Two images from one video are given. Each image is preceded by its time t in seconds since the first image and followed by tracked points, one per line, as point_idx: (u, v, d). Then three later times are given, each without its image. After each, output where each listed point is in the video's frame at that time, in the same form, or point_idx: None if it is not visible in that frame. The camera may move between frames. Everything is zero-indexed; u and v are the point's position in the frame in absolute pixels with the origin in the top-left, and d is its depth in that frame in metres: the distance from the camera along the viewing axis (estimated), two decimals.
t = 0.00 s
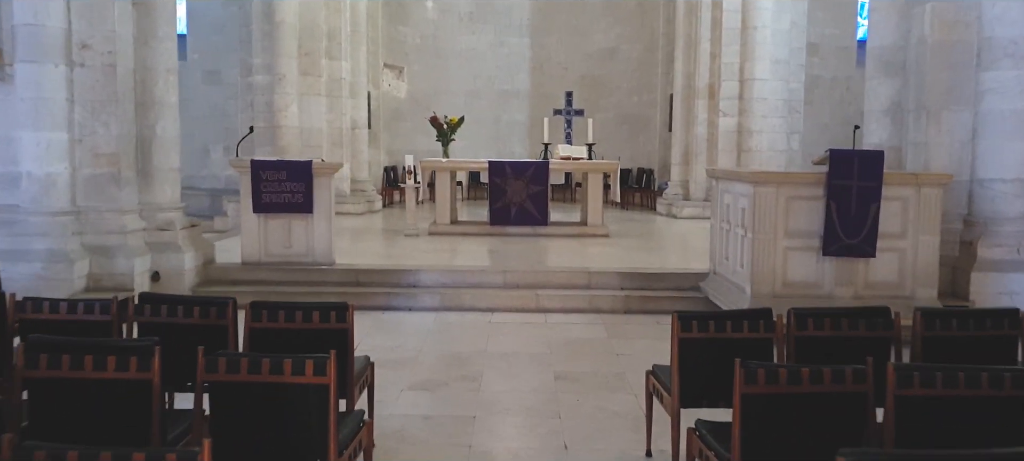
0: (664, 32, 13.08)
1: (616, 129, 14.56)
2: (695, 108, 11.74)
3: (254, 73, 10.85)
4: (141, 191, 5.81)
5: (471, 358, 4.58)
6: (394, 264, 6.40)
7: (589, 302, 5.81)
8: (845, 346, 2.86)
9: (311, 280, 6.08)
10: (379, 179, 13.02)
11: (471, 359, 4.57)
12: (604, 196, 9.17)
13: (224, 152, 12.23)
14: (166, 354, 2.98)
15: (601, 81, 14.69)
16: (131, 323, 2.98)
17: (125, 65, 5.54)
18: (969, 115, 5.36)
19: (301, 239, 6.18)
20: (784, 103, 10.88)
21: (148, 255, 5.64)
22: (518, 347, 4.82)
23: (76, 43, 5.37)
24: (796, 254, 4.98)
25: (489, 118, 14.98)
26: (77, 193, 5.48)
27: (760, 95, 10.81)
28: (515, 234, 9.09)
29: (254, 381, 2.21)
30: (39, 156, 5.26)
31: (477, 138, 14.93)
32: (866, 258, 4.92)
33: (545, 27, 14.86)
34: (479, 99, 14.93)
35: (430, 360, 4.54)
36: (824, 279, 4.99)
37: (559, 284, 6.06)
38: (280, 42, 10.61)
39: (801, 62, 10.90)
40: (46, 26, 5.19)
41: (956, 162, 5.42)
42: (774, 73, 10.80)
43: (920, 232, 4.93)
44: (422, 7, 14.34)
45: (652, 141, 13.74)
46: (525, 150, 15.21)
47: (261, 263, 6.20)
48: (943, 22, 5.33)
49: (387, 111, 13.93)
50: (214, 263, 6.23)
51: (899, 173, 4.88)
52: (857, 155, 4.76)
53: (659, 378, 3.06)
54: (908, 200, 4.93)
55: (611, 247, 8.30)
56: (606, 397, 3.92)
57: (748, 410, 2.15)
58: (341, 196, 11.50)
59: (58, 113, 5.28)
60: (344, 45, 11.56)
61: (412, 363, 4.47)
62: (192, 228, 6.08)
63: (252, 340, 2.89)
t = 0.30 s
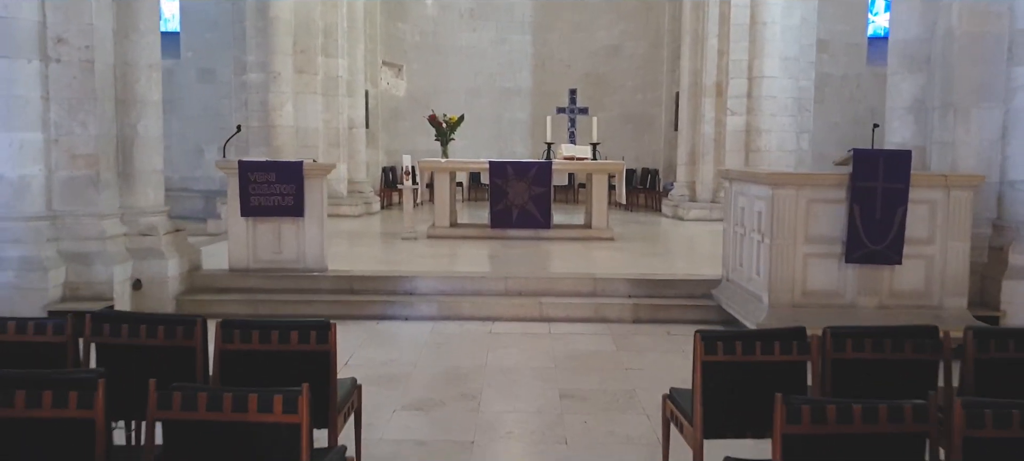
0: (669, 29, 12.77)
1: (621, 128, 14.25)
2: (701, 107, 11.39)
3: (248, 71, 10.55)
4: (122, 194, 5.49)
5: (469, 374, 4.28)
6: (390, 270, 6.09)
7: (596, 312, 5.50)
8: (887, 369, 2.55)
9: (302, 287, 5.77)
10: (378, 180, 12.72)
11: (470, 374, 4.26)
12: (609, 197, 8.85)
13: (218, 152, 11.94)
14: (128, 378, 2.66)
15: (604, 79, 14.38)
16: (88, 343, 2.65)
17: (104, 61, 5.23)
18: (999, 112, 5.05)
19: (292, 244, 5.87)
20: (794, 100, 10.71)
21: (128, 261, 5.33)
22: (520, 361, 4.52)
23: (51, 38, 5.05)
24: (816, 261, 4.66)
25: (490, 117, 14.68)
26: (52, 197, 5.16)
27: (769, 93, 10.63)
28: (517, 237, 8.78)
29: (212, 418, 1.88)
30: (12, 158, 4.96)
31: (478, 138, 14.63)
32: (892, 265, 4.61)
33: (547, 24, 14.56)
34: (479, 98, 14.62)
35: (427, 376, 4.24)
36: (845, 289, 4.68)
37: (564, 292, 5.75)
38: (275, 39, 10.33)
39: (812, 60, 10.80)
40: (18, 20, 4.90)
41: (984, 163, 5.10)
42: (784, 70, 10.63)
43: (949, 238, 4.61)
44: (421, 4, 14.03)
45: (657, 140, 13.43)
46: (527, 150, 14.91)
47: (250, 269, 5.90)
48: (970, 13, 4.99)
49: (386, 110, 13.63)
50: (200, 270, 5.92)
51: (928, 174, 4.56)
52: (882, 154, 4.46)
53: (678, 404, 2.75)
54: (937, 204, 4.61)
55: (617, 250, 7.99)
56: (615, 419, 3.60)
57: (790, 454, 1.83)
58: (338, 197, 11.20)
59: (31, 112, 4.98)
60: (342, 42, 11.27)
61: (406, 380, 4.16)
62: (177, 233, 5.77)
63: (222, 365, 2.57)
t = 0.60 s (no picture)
0: (676, 26, 12.47)
1: (626, 128, 13.94)
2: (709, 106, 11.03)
3: (243, 70, 10.24)
4: (103, 198, 5.17)
5: (469, 393, 3.97)
6: (386, 278, 5.78)
7: (604, 323, 5.19)
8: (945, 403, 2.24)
9: (293, 297, 5.47)
10: (378, 182, 12.43)
11: (469, 394, 3.96)
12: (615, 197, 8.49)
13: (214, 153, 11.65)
14: (82, 411, 2.35)
15: (609, 78, 14.08)
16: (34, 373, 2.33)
17: (82, 57, 4.91)
18: None
19: (283, 251, 5.56)
20: (806, 99, 10.42)
21: (109, 270, 5.03)
22: (523, 378, 4.21)
23: (25, 33, 4.75)
24: (841, 271, 4.35)
25: (492, 116, 14.38)
26: (28, 201, 4.88)
27: (780, 92, 10.34)
28: (520, 241, 8.48)
29: None
30: None
31: (479, 138, 14.33)
32: (923, 275, 4.29)
33: (550, 21, 14.29)
34: (481, 97, 14.32)
35: (423, 395, 3.94)
36: (872, 301, 4.36)
37: (570, 301, 5.44)
38: (270, 36, 10.05)
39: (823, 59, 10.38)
40: None
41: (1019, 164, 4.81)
42: (795, 68, 10.34)
43: (984, 246, 4.30)
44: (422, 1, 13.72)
45: (663, 141, 13.13)
46: (530, 151, 14.60)
47: (238, 277, 5.59)
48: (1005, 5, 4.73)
49: (386, 109, 13.32)
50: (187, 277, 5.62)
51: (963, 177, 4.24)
52: (914, 155, 4.14)
53: (704, 437, 2.45)
54: (971, 209, 4.29)
55: (624, 255, 7.69)
56: (627, 447, 3.29)
57: None
58: (336, 199, 10.90)
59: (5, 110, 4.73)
60: (339, 40, 10.92)
61: (401, 401, 3.85)
62: (163, 239, 5.46)
63: (187, 396, 2.29)
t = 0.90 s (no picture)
0: (683, 26, 12.17)
1: (632, 130, 13.64)
2: (719, 107, 10.69)
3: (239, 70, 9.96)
4: (82, 206, 4.82)
5: (473, 418, 3.65)
6: (383, 289, 5.47)
7: (615, 339, 4.86)
8: None
9: (285, 310, 5.16)
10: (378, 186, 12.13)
11: (472, 419, 3.64)
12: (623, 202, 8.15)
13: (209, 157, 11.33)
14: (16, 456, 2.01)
15: (615, 79, 13.78)
16: None
17: (59, 54, 4.57)
18: None
19: (274, 260, 5.25)
20: (820, 101, 10.12)
21: (88, 282, 4.72)
22: (530, 401, 3.90)
23: None
24: (873, 285, 4.02)
25: (496, 119, 14.08)
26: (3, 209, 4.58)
27: (793, 93, 10.02)
28: (524, 248, 8.16)
29: None
30: None
31: (482, 141, 14.04)
32: (963, 290, 3.96)
33: (555, 22, 14.03)
34: (485, 99, 14.04)
35: (422, 421, 3.62)
36: (906, 318, 4.03)
37: (578, 315, 5.12)
38: (267, 35, 9.76)
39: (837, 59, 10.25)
40: None
41: None
42: (809, 69, 10.05)
43: None
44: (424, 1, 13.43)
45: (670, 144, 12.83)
46: (534, 154, 14.30)
47: (226, 289, 5.27)
48: None
49: (386, 112, 13.02)
50: (172, 289, 5.31)
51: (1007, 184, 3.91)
52: (953, 160, 3.82)
53: None
54: (1015, 218, 3.97)
55: (633, 263, 7.38)
56: None
57: None
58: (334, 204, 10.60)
59: None
60: (339, 40, 10.58)
61: (398, 427, 3.54)
62: (147, 248, 5.14)
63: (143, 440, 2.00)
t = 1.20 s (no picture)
0: (691, 31, 11.90)
1: (639, 138, 13.34)
2: (729, 114, 10.39)
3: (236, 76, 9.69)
4: (60, 216, 4.53)
5: (475, 449, 3.34)
6: (380, 305, 5.16)
7: (627, 359, 4.55)
8: None
9: (275, 327, 4.86)
10: (379, 195, 11.84)
11: (473, 450, 3.33)
12: (631, 212, 7.86)
13: (207, 164, 11.05)
14: None
15: (621, 86, 13.50)
16: None
17: (32, 53, 4.27)
18: None
19: (264, 274, 4.95)
20: (834, 108, 9.82)
21: (63, 298, 4.42)
22: (537, 429, 3.59)
23: None
24: (908, 303, 3.71)
25: (499, 126, 13.81)
26: None
27: (806, 99, 9.72)
28: (529, 260, 7.85)
29: None
30: None
31: (486, 149, 13.78)
32: (1008, 310, 3.65)
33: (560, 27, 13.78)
34: (488, 106, 13.78)
35: (419, 452, 3.31)
36: (945, 340, 3.72)
37: (586, 333, 4.81)
38: (265, 39, 9.49)
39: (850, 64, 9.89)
40: None
41: None
42: (822, 74, 9.75)
43: None
44: (426, 6, 13.17)
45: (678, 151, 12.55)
46: (539, 162, 14.02)
47: (213, 305, 4.97)
48: None
49: (388, 119, 12.74)
50: (157, 305, 5.01)
51: None
52: (999, 169, 3.52)
53: None
54: None
55: (643, 276, 7.07)
56: None
57: None
58: (334, 213, 10.29)
59: None
60: (338, 45, 10.26)
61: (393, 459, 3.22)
62: (129, 262, 4.85)
63: None
